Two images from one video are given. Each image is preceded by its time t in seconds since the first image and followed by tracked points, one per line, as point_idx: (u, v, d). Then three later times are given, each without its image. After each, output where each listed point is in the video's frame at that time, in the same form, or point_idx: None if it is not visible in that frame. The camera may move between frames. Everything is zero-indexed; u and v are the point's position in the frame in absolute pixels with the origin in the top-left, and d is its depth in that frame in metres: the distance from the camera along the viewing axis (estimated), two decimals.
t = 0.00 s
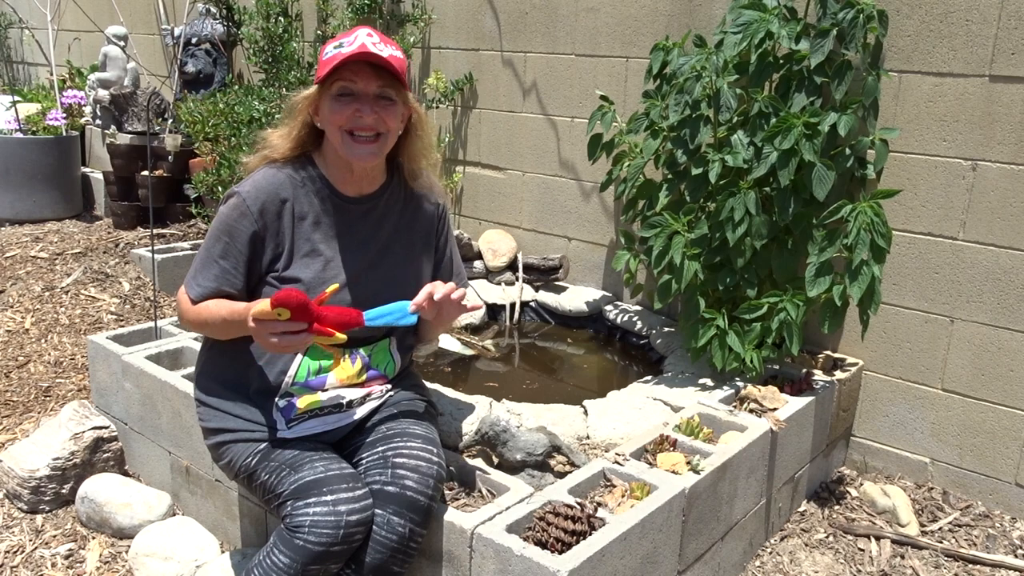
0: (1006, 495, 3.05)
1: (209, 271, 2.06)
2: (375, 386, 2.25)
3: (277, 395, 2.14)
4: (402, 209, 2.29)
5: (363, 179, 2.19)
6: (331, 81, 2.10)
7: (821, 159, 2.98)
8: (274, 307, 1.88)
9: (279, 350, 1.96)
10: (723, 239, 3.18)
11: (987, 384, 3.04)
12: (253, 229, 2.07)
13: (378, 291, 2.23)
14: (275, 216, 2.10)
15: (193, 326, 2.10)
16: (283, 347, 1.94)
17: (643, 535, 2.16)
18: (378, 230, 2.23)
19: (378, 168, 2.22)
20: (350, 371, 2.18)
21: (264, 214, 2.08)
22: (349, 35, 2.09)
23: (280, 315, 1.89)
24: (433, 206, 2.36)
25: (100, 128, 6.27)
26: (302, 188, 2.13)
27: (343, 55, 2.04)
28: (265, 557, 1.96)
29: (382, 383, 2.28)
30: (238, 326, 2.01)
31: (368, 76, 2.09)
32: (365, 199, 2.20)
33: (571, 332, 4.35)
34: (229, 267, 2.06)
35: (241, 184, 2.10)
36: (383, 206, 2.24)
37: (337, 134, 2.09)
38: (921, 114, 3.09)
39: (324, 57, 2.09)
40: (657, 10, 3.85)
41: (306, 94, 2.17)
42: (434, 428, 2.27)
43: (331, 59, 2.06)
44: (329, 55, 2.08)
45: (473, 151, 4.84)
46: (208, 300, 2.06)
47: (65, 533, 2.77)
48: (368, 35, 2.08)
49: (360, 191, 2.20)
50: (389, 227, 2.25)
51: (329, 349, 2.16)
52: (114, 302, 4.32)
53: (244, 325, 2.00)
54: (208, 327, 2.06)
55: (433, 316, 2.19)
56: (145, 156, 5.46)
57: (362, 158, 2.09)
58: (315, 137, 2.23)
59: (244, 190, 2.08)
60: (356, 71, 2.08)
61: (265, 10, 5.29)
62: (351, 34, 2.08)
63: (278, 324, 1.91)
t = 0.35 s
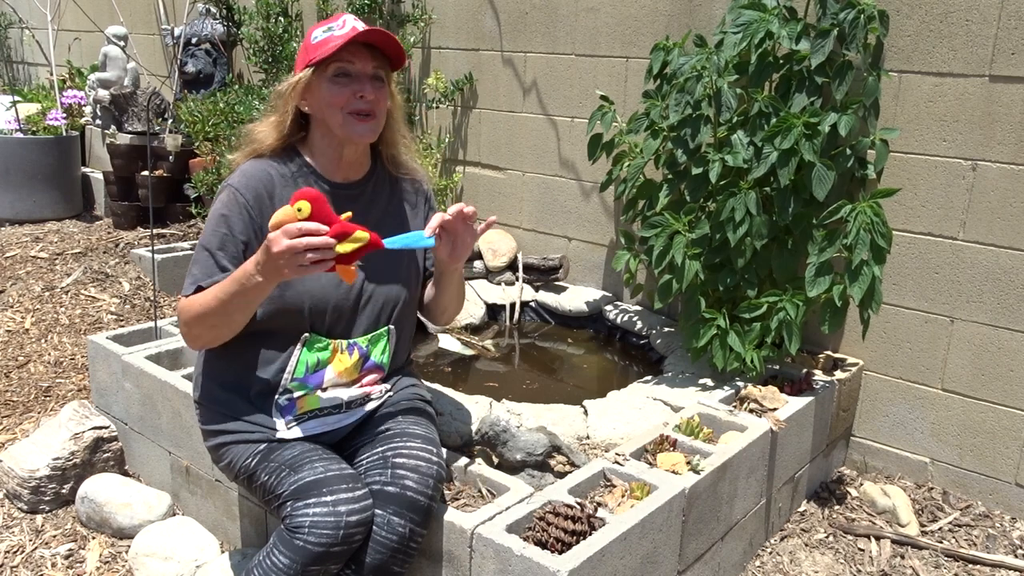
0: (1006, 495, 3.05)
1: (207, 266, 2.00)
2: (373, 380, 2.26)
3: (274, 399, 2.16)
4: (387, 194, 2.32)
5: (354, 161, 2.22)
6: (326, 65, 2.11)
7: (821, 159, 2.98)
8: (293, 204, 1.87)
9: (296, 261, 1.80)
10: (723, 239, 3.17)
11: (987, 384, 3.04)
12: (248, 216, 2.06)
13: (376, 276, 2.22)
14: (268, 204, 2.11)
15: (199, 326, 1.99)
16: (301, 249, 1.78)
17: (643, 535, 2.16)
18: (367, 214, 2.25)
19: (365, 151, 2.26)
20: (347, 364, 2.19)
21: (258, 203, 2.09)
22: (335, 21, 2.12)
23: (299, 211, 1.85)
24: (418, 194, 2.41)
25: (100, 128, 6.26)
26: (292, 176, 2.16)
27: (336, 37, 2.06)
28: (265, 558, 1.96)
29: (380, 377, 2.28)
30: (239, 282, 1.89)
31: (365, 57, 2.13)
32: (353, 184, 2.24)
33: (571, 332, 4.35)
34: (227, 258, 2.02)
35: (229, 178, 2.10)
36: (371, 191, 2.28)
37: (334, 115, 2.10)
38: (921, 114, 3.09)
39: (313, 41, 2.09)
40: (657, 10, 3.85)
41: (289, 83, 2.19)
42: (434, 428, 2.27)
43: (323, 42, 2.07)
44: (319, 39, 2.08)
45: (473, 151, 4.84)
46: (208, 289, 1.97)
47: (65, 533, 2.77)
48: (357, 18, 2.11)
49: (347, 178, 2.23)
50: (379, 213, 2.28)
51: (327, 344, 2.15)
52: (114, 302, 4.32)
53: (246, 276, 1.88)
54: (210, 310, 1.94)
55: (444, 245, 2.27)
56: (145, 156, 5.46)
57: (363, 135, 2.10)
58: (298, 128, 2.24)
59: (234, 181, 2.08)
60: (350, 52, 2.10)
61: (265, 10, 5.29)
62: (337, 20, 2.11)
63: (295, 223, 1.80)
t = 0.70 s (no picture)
0: (1006, 495, 3.05)
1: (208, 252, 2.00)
2: (370, 378, 2.25)
3: (269, 398, 2.17)
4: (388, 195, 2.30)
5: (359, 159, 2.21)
6: (327, 63, 2.12)
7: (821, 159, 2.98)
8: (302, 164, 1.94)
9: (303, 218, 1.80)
10: (723, 239, 3.18)
11: (987, 384, 3.04)
12: (251, 204, 2.06)
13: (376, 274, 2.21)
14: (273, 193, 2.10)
15: (205, 310, 1.98)
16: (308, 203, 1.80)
17: (643, 535, 2.16)
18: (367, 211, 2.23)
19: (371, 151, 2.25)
20: (342, 361, 2.17)
21: (262, 191, 2.08)
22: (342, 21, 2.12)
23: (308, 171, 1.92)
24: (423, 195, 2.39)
25: (100, 128, 6.26)
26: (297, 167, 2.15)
27: (337, 37, 2.07)
28: (265, 558, 1.95)
29: (378, 377, 2.27)
30: (244, 256, 1.89)
31: (363, 58, 2.12)
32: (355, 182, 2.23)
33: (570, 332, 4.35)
34: (228, 243, 2.02)
35: (236, 166, 2.11)
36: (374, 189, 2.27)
37: (327, 113, 2.11)
38: (921, 114, 3.09)
39: (320, 39, 2.11)
40: (658, 10, 3.85)
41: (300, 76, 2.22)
42: (434, 429, 2.27)
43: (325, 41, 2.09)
44: (325, 37, 2.10)
45: (473, 151, 4.84)
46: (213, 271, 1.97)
47: (65, 533, 2.77)
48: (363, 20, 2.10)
49: (350, 176, 2.22)
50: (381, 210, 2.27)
51: (321, 342, 2.14)
52: (114, 302, 4.32)
53: (252, 248, 1.88)
54: (216, 289, 1.94)
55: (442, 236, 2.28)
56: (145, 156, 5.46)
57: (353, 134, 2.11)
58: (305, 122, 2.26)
59: (241, 169, 2.08)
60: (349, 53, 2.10)
61: (265, 10, 5.29)
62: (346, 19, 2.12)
63: (299, 185, 1.84)
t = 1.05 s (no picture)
0: (1006, 495, 3.05)
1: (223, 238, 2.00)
2: (376, 383, 2.26)
3: (274, 392, 2.18)
4: (412, 208, 2.30)
5: (374, 171, 2.20)
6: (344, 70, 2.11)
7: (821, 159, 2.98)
8: (318, 166, 1.92)
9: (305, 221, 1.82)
10: (723, 239, 3.17)
11: (987, 384, 3.04)
12: (271, 199, 2.05)
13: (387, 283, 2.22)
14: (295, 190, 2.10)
15: (206, 292, 1.98)
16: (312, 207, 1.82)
17: (643, 534, 2.16)
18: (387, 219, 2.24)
19: (390, 164, 2.22)
20: (349, 364, 2.19)
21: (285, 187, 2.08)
22: (368, 33, 2.11)
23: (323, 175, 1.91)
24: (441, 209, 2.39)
25: (100, 128, 6.26)
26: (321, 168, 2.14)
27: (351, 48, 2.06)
28: (265, 556, 1.95)
29: (383, 381, 2.28)
30: (247, 246, 1.90)
31: (372, 72, 2.07)
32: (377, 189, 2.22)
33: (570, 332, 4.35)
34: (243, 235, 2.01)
35: (264, 158, 2.11)
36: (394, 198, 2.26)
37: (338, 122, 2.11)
38: (921, 114, 3.09)
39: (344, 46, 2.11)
40: (658, 10, 3.85)
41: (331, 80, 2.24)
42: (435, 429, 2.27)
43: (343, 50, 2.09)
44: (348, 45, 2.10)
45: (473, 151, 4.84)
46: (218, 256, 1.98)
47: (65, 533, 2.77)
48: (384, 33, 2.08)
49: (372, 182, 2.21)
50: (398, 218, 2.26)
51: (330, 342, 2.16)
52: (114, 302, 4.32)
53: (255, 240, 1.89)
54: (218, 274, 1.94)
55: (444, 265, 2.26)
56: (145, 156, 5.46)
57: (354, 146, 2.11)
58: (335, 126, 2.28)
59: (268, 162, 2.08)
60: (361, 64, 2.07)
61: (265, 10, 5.29)
62: (371, 30, 2.12)
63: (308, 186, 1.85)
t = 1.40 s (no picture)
0: (1006, 495, 3.05)
1: (228, 243, 2.02)
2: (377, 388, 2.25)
3: (275, 395, 2.16)
4: (421, 215, 2.29)
5: (383, 178, 2.20)
6: (361, 76, 2.12)
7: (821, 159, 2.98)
8: (307, 292, 1.84)
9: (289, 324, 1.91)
10: (723, 239, 3.17)
11: (987, 384, 3.04)
12: (278, 205, 2.06)
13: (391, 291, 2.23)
14: (301, 196, 2.10)
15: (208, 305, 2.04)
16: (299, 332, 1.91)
17: (643, 534, 2.16)
18: (394, 226, 2.22)
19: (401, 170, 2.23)
20: (350, 366, 2.19)
21: (291, 193, 2.08)
22: (387, 39, 2.12)
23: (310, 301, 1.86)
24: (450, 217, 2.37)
25: (100, 128, 6.26)
26: (327, 175, 2.14)
27: (370, 55, 2.06)
28: (265, 556, 1.96)
29: (384, 383, 2.28)
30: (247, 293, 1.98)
31: (390, 79, 2.08)
32: (385, 195, 2.21)
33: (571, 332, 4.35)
34: (249, 241, 2.03)
35: (272, 162, 2.11)
36: (402, 205, 2.24)
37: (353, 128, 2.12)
38: (921, 114, 3.09)
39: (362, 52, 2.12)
40: (658, 10, 3.85)
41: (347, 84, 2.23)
42: (435, 429, 2.27)
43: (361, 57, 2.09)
44: (366, 51, 2.11)
45: (473, 151, 4.84)
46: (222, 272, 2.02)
47: (65, 533, 2.77)
48: (404, 41, 2.09)
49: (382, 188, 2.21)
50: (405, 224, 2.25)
51: (332, 343, 2.17)
52: (114, 302, 4.32)
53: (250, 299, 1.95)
54: (219, 297, 2.00)
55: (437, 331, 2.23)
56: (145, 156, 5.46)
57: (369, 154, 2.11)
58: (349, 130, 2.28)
59: (276, 167, 2.08)
60: (378, 71, 2.08)
61: (265, 10, 5.29)
62: (390, 38, 2.12)
63: (295, 305, 1.87)
